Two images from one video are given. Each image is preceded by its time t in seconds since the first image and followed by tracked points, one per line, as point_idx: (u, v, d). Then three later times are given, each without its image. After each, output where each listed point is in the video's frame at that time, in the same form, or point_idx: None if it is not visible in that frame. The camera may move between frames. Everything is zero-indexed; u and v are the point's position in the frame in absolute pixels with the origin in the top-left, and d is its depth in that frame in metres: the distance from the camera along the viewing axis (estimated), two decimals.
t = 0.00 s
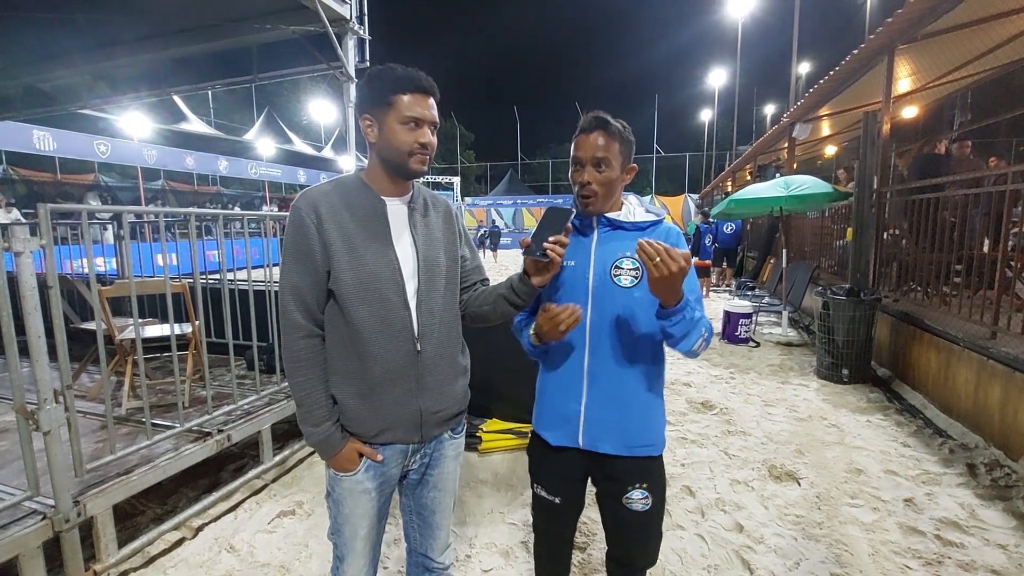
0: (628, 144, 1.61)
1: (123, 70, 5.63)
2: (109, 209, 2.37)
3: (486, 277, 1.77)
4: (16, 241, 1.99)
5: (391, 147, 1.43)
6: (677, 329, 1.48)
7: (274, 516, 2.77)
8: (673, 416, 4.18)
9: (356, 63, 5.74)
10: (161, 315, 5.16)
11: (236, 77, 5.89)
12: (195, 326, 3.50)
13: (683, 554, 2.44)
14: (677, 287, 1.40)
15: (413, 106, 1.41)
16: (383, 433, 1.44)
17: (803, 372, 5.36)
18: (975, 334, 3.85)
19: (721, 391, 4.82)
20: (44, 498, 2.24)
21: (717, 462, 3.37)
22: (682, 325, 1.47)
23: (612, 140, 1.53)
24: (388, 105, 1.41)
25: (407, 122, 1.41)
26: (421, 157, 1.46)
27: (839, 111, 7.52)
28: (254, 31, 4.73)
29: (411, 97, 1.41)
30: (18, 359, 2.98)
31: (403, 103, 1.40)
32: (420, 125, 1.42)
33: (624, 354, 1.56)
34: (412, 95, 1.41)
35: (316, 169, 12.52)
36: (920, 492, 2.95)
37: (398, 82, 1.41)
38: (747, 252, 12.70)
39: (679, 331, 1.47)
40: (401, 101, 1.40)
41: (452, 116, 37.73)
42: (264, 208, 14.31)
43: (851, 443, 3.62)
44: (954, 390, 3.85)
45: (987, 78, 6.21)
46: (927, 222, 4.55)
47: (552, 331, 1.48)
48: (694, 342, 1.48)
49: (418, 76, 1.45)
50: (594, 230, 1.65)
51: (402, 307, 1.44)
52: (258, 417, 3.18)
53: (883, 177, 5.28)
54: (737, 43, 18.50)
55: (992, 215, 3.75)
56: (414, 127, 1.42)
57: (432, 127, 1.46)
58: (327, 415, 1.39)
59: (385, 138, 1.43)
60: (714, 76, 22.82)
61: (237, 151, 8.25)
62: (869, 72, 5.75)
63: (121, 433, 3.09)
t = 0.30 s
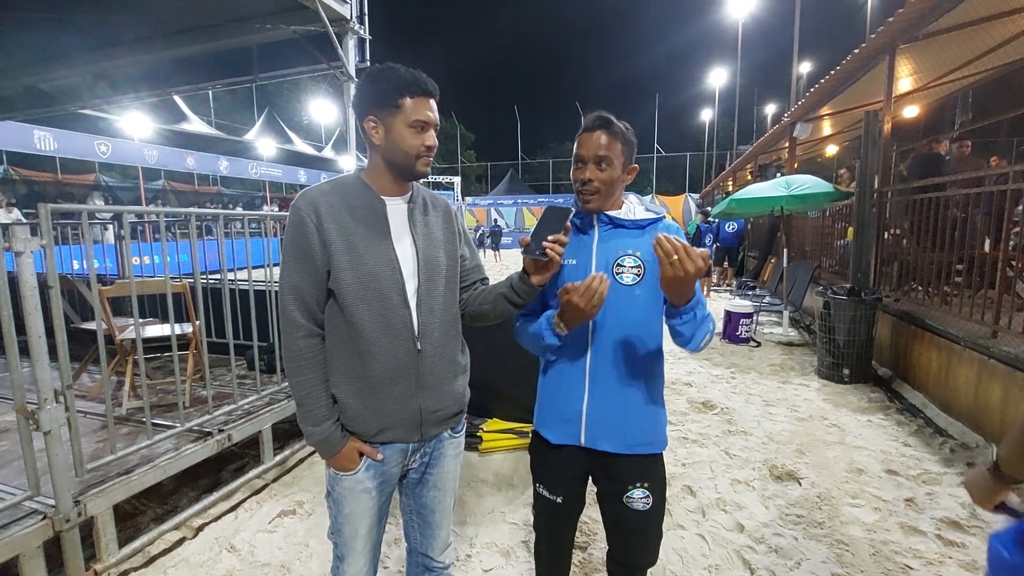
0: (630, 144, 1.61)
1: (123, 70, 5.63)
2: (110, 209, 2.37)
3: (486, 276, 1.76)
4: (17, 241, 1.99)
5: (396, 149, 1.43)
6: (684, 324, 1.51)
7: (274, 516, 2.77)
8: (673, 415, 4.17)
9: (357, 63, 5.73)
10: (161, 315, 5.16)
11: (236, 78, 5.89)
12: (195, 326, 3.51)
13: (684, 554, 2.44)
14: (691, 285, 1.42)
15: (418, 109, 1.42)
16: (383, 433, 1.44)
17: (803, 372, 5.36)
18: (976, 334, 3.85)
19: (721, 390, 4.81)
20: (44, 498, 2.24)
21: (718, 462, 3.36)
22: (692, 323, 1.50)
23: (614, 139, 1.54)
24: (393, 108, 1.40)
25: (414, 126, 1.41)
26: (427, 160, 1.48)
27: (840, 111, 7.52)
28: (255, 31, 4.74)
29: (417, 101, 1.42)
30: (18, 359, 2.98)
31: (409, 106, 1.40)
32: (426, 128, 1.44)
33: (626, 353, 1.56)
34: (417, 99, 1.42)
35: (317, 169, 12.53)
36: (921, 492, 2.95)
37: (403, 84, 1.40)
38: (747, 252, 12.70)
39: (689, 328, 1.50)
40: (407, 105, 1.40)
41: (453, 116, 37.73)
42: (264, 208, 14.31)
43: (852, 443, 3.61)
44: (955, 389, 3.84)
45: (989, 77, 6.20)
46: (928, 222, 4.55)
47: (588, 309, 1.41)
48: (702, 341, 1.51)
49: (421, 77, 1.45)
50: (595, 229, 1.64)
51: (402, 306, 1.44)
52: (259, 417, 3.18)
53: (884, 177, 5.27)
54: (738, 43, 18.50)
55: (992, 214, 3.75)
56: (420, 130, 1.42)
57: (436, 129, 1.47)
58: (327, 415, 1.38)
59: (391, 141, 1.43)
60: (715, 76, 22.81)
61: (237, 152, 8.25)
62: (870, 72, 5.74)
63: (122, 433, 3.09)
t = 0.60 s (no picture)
0: (632, 143, 1.61)
1: (127, 71, 5.65)
2: (114, 210, 2.38)
3: (488, 276, 1.76)
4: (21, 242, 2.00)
5: (400, 151, 1.43)
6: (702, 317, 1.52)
7: (276, 516, 2.77)
8: (675, 416, 4.17)
9: (360, 64, 5.75)
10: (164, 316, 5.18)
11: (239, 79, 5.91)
12: (198, 326, 3.51)
13: (686, 555, 2.43)
14: (708, 273, 1.43)
15: (423, 111, 1.42)
16: (385, 433, 1.44)
17: (806, 373, 5.35)
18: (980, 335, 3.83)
19: (723, 391, 4.81)
20: (47, 497, 2.25)
21: (720, 463, 3.36)
22: (708, 315, 1.52)
23: (615, 137, 1.53)
24: (397, 109, 1.40)
25: (418, 127, 1.41)
26: (430, 161, 1.48)
27: (843, 111, 7.51)
28: (258, 32, 4.76)
29: (421, 102, 1.42)
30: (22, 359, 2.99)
31: (413, 108, 1.41)
32: (430, 129, 1.44)
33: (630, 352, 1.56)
34: (421, 100, 1.42)
35: (319, 170, 12.56)
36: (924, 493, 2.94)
37: (406, 86, 1.41)
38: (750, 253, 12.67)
39: (706, 320, 1.51)
40: (412, 106, 1.41)
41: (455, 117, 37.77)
42: (267, 209, 14.33)
43: (855, 444, 3.60)
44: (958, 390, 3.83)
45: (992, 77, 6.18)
46: (931, 222, 4.54)
47: (609, 286, 1.36)
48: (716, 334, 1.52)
49: (423, 79, 1.45)
50: (598, 228, 1.64)
51: (405, 306, 1.44)
52: (261, 417, 3.18)
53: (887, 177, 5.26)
54: (740, 43, 18.47)
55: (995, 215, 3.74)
56: (424, 132, 1.43)
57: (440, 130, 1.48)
58: (329, 415, 1.38)
59: (395, 142, 1.43)
60: (717, 76, 22.77)
61: (239, 152, 8.26)
62: (872, 72, 5.73)
63: (124, 433, 3.10)
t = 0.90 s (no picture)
0: (633, 141, 1.60)
1: (128, 72, 5.66)
2: (115, 210, 2.38)
3: (490, 276, 1.76)
4: (23, 241, 2.00)
5: (405, 151, 1.43)
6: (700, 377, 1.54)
7: (278, 516, 2.77)
8: (677, 416, 4.16)
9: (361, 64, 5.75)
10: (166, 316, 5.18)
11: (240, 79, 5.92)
12: (199, 326, 3.52)
13: (688, 555, 2.43)
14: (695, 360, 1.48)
15: (426, 110, 1.42)
16: (387, 433, 1.44)
17: (807, 373, 5.34)
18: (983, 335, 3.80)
19: (725, 391, 4.80)
20: (49, 497, 2.25)
21: (722, 463, 3.35)
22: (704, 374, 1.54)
23: (616, 136, 1.53)
24: (401, 109, 1.40)
25: (422, 127, 1.42)
26: (434, 161, 1.48)
27: (844, 111, 7.49)
28: (260, 32, 4.77)
29: (425, 101, 1.42)
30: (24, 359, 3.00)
31: (417, 108, 1.41)
32: (434, 129, 1.44)
33: (632, 356, 1.55)
34: (426, 99, 1.42)
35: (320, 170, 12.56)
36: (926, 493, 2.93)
37: (410, 85, 1.40)
38: (751, 253, 12.66)
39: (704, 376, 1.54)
40: (416, 105, 1.41)
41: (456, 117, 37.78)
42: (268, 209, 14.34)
43: (857, 444, 3.60)
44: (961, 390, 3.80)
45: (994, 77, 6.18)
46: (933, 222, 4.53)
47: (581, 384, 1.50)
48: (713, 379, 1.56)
49: (427, 78, 1.44)
50: (601, 229, 1.63)
51: (407, 306, 1.44)
52: (262, 417, 3.18)
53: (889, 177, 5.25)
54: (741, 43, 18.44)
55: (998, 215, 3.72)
56: (428, 132, 1.43)
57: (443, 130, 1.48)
58: (332, 415, 1.38)
59: (399, 143, 1.43)
60: (718, 76, 22.74)
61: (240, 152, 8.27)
62: (874, 72, 5.73)
63: (126, 433, 3.10)
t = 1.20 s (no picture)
0: (633, 141, 1.60)
1: (129, 72, 5.67)
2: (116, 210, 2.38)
3: (491, 277, 1.76)
4: (24, 241, 2.00)
5: (406, 151, 1.43)
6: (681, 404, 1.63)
7: (278, 516, 2.77)
8: (677, 416, 4.16)
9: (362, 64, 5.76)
10: (167, 316, 5.19)
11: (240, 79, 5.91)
12: (200, 326, 3.52)
13: (688, 556, 2.43)
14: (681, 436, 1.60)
15: (427, 110, 1.42)
16: (388, 434, 1.44)
17: (808, 373, 5.33)
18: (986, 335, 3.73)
19: (726, 392, 4.79)
20: (49, 497, 2.25)
21: (722, 463, 3.35)
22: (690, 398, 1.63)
23: (616, 137, 1.53)
24: (402, 109, 1.40)
25: (423, 127, 1.41)
26: (436, 161, 1.48)
27: (845, 111, 7.49)
28: (260, 32, 4.78)
29: (426, 101, 1.42)
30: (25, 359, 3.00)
31: (418, 107, 1.41)
32: (436, 129, 1.44)
33: (630, 358, 1.55)
34: (427, 98, 1.42)
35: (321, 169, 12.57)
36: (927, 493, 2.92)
37: (410, 85, 1.40)
38: (752, 253, 12.65)
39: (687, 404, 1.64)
40: (416, 105, 1.41)
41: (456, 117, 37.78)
42: (269, 209, 14.36)
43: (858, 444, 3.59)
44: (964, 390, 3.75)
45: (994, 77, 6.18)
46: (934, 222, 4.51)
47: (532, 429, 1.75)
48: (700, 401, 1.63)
49: (427, 78, 1.44)
50: (601, 230, 1.63)
51: (408, 307, 1.44)
52: (263, 417, 3.19)
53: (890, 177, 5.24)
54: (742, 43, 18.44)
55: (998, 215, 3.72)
56: (429, 132, 1.43)
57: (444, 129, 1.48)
58: (332, 416, 1.38)
59: (401, 143, 1.42)
60: (719, 76, 22.72)
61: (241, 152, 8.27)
62: (874, 72, 5.72)
63: (126, 433, 3.10)
